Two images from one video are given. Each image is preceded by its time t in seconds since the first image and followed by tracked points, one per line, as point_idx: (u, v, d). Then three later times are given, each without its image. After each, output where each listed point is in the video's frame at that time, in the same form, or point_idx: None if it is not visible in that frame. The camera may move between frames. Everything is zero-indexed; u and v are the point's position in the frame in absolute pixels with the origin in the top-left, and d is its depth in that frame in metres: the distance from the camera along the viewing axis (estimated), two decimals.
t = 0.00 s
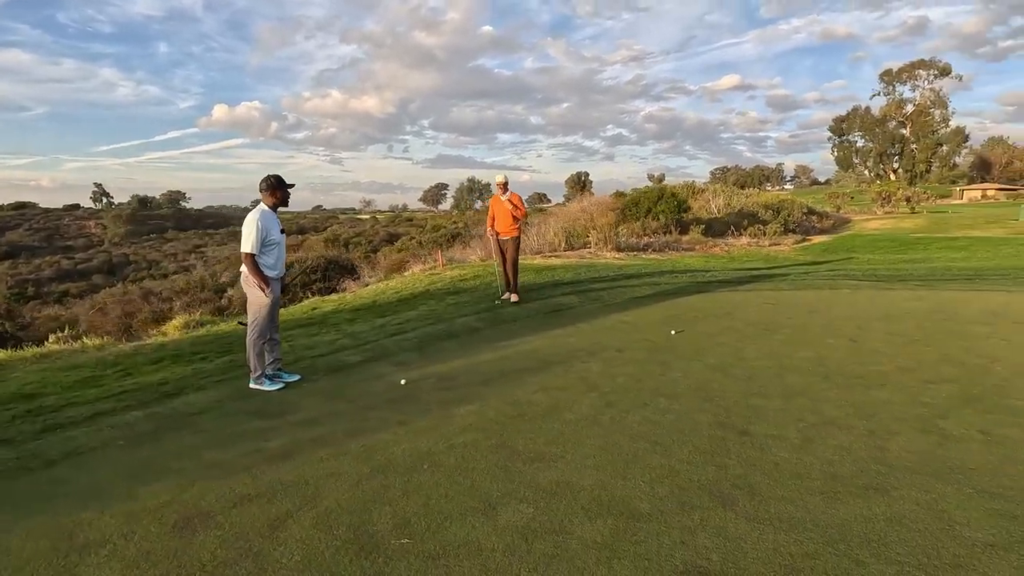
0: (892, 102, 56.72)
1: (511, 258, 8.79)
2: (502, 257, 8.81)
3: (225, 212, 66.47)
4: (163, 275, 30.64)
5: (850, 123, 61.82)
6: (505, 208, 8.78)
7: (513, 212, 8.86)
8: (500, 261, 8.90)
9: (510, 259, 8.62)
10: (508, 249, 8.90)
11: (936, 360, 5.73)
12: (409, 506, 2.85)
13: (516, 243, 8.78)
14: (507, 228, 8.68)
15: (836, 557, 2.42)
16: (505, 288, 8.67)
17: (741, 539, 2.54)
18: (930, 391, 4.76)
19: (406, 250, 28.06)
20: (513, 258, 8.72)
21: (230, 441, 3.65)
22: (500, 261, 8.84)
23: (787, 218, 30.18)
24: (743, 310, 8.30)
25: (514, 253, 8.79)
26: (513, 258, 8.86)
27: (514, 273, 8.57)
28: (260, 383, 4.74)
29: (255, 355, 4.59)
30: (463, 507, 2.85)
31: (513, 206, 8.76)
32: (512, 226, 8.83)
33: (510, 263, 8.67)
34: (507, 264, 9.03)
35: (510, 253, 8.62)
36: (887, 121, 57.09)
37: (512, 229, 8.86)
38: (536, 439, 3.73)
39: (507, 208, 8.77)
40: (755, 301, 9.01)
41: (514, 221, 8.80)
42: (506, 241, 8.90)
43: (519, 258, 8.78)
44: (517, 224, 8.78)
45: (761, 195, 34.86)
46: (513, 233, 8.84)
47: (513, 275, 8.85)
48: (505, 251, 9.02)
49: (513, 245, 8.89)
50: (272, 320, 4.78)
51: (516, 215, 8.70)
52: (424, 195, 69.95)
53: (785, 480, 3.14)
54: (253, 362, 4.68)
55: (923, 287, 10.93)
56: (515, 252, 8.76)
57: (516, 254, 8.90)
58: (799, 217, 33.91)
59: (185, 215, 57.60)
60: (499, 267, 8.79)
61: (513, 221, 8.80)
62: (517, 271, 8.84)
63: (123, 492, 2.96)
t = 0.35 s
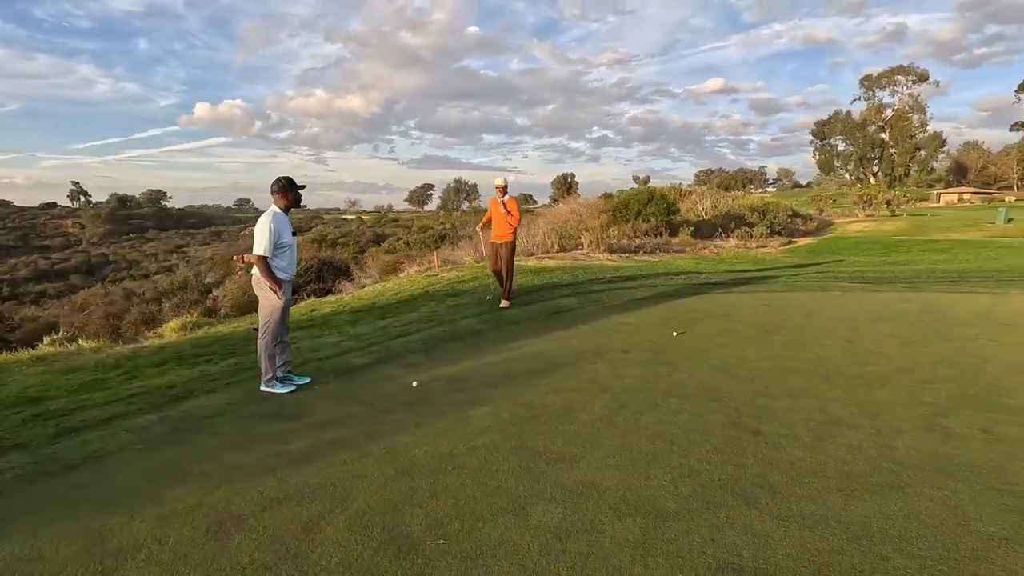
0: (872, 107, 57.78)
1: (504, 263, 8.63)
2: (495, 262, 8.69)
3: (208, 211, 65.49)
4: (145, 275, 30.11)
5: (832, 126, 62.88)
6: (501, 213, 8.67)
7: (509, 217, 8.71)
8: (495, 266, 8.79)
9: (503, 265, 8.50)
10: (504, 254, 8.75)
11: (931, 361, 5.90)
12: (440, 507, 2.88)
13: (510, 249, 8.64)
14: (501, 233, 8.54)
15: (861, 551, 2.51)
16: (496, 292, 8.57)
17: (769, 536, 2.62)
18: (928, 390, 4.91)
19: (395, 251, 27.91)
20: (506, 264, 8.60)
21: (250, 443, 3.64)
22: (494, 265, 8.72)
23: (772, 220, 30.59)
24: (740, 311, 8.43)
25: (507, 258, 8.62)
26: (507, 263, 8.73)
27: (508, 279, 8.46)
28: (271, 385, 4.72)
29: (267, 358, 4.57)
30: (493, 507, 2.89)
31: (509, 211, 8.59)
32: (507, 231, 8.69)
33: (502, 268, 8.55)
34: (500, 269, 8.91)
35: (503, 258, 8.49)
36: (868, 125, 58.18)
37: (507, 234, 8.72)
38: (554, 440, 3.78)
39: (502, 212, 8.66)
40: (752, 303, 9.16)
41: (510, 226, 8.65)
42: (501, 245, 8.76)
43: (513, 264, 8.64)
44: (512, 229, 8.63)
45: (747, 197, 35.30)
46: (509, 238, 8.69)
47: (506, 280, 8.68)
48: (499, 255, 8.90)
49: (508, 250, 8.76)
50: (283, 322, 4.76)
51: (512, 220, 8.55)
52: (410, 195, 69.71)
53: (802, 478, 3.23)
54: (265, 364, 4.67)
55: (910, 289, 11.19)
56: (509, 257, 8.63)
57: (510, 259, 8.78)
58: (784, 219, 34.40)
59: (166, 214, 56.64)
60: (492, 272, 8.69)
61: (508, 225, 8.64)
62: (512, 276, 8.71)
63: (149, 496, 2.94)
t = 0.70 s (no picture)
0: (857, 111, 58.64)
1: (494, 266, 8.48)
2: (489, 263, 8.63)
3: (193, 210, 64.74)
4: (132, 275, 29.75)
5: (818, 129, 63.71)
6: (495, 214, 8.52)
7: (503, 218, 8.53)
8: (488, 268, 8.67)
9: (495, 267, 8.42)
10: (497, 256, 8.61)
11: (927, 357, 6.08)
12: (469, 498, 2.97)
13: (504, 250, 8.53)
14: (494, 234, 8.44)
15: (876, 536, 2.63)
16: (490, 294, 8.56)
17: (786, 521, 2.75)
18: (927, 385, 5.08)
19: (387, 251, 27.86)
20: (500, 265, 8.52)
21: (274, 439, 3.70)
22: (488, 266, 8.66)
23: (762, 222, 30.94)
24: (739, 310, 8.59)
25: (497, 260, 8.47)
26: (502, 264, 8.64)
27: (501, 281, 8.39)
28: (285, 382, 4.76)
29: (282, 355, 4.63)
30: (520, 497, 2.98)
31: (502, 212, 8.44)
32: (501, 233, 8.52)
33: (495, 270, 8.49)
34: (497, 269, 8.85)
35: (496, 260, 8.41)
36: (853, 128, 59.02)
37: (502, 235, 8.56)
38: (571, 433, 3.88)
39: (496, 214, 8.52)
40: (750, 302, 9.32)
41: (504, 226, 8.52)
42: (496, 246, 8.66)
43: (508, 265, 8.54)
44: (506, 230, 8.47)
45: (736, 199, 35.66)
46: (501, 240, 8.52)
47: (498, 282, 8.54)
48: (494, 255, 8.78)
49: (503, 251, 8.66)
50: (297, 321, 4.81)
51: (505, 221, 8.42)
52: (400, 196, 69.57)
53: (814, 468, 3.36)
54: (280, 362, 4.72)
55: (900, 289, 11.45)
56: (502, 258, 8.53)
57: (505, 260, 8.67)
58: (773, 221, 34.82)
59: (151, 214, 55.93)
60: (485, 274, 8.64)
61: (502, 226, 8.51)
62: (506, 278, 8.62)
63: (181, 490, 2.99)
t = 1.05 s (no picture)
0: (848, 111, 59.12)
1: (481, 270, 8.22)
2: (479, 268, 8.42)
3: (183, 209, 64.12)
4: (123, 275, 29.42)
5: (809, 129, 64.19)
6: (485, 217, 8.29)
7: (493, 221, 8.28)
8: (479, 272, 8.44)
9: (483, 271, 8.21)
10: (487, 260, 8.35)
11: (930, 356, 6.18)
12: (499, 497, 3.00)
13: (493, 254, 8.30)
14: (482, 238, 8.23)
15: (902, 532, 2.69)
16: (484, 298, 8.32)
17: (813, 519, 2.80)
18: (933, 384, 5.17)
19: (383, 250, 27.77)
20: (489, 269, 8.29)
21: (296, 439, 3.70)
22: (478, 271, 8.45)
23: (756, 222, 31.12)
24: (742, 310, 8.67)
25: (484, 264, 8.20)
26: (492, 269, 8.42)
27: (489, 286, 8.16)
28: (300, 383, 4.76)
29: (298, 356, 4.63)
30: (549, 496, 3.02)
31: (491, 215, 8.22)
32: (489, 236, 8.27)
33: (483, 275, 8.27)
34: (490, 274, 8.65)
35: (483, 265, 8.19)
36: (844, 129, 59.52)
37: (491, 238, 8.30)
38: (591, 433, 3.92)
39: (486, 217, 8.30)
40: (752, 302, 9.41)
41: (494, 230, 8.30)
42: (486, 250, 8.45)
43: (498, 269, 8.30)
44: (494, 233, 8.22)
45: (730, 199, 35.82)
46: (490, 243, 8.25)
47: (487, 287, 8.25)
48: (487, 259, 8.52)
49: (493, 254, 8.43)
50: (313, 323, 4.81)
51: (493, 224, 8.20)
52: (393, 195, 69.31)
53: (833, 466, 3.42)
54: (296, 363, 4.72)
55: (898, 289, 11.59)
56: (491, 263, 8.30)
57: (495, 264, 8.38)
58: (766, 220, 35.03)
59: (141, 212, 55.34)
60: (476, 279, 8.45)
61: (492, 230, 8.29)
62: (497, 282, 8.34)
63: (211, 491, 3.00)
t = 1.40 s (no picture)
0: (840, 111, 59.41)
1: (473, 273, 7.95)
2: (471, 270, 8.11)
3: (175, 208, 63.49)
4: (113, 275, 29.01)
5: (803, 128, 64.25)
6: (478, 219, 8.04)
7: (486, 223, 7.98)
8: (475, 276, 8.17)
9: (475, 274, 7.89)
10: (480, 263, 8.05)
11: (944, 357, 6.15)
12: (531, 506, 2.92)
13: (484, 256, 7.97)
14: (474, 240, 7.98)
15: (947, 541, 2.63)
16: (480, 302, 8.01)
17: (855, 527, 2.74)
18: (951, 386, 5.14)
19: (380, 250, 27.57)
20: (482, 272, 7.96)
21: (315, 446, 3.61)
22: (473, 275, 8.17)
23: (752, 221, 31.14)
24: (750, 311, 8.63)
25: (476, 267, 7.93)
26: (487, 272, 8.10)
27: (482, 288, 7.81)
28: (313, 387, 4.65)
29: (312, 360, 4.52)
30: (582, 504, 2.94)
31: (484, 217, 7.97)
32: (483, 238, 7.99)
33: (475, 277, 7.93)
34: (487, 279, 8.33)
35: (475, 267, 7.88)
36: (837, 129, 59.77)
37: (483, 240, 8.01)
38: (615, 438, 3.84)
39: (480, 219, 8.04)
40: (758, 302, 9.37)
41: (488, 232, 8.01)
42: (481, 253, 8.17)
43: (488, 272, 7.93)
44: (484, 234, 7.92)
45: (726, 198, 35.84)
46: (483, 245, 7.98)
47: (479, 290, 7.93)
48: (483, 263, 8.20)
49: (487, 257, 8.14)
50: (326, 326, 4.71)
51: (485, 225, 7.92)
52: (387, 193, 68.94)
53: (866, 471, 3.36)
54: (309, 367, 4.61)
55: (900, 288, 11.59)
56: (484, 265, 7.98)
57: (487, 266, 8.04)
58: (763, 220, 35.09)
59: (131, 211, 54.71)
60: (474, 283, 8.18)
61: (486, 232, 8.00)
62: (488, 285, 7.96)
63: (233, 501, 2.90)
